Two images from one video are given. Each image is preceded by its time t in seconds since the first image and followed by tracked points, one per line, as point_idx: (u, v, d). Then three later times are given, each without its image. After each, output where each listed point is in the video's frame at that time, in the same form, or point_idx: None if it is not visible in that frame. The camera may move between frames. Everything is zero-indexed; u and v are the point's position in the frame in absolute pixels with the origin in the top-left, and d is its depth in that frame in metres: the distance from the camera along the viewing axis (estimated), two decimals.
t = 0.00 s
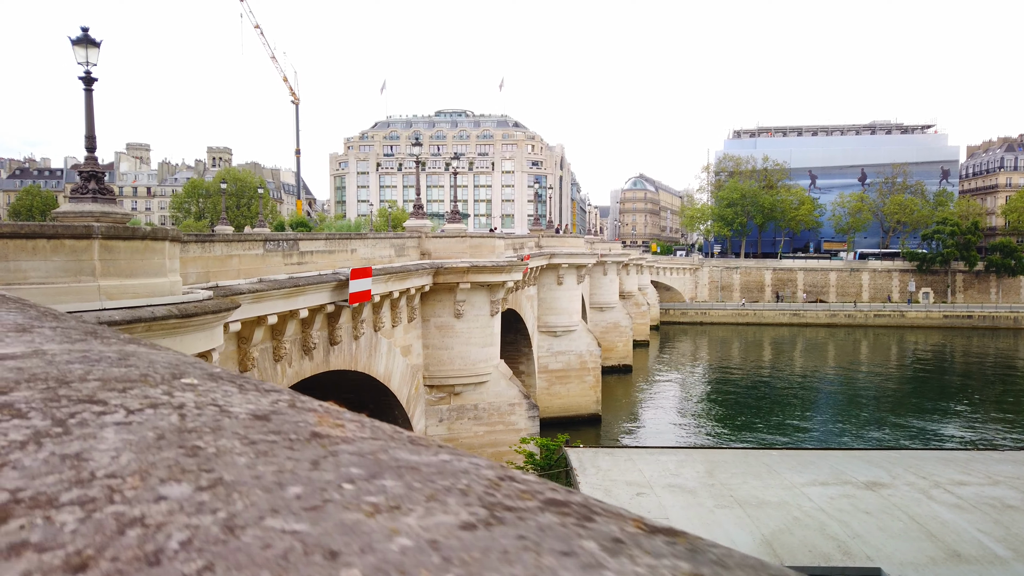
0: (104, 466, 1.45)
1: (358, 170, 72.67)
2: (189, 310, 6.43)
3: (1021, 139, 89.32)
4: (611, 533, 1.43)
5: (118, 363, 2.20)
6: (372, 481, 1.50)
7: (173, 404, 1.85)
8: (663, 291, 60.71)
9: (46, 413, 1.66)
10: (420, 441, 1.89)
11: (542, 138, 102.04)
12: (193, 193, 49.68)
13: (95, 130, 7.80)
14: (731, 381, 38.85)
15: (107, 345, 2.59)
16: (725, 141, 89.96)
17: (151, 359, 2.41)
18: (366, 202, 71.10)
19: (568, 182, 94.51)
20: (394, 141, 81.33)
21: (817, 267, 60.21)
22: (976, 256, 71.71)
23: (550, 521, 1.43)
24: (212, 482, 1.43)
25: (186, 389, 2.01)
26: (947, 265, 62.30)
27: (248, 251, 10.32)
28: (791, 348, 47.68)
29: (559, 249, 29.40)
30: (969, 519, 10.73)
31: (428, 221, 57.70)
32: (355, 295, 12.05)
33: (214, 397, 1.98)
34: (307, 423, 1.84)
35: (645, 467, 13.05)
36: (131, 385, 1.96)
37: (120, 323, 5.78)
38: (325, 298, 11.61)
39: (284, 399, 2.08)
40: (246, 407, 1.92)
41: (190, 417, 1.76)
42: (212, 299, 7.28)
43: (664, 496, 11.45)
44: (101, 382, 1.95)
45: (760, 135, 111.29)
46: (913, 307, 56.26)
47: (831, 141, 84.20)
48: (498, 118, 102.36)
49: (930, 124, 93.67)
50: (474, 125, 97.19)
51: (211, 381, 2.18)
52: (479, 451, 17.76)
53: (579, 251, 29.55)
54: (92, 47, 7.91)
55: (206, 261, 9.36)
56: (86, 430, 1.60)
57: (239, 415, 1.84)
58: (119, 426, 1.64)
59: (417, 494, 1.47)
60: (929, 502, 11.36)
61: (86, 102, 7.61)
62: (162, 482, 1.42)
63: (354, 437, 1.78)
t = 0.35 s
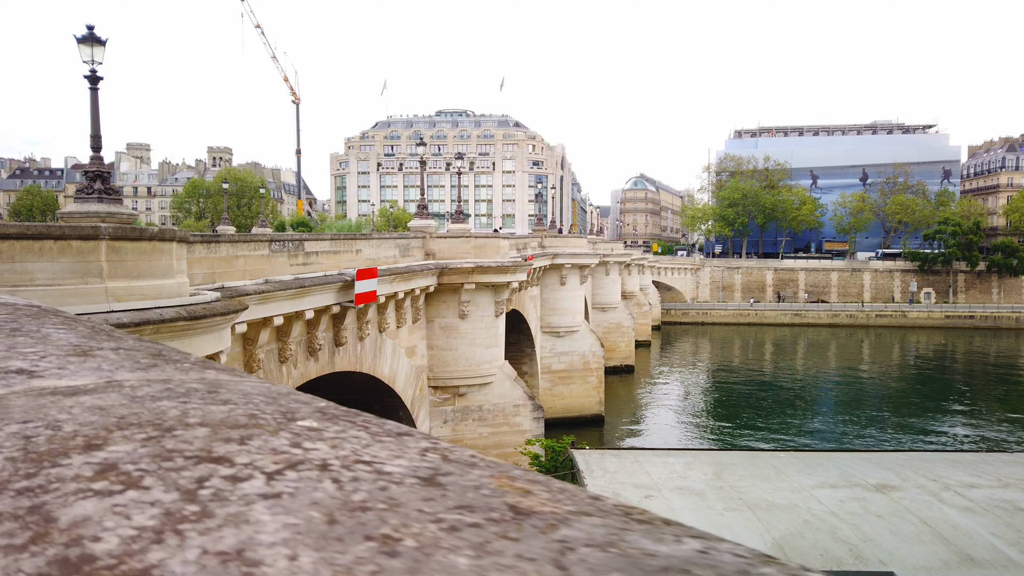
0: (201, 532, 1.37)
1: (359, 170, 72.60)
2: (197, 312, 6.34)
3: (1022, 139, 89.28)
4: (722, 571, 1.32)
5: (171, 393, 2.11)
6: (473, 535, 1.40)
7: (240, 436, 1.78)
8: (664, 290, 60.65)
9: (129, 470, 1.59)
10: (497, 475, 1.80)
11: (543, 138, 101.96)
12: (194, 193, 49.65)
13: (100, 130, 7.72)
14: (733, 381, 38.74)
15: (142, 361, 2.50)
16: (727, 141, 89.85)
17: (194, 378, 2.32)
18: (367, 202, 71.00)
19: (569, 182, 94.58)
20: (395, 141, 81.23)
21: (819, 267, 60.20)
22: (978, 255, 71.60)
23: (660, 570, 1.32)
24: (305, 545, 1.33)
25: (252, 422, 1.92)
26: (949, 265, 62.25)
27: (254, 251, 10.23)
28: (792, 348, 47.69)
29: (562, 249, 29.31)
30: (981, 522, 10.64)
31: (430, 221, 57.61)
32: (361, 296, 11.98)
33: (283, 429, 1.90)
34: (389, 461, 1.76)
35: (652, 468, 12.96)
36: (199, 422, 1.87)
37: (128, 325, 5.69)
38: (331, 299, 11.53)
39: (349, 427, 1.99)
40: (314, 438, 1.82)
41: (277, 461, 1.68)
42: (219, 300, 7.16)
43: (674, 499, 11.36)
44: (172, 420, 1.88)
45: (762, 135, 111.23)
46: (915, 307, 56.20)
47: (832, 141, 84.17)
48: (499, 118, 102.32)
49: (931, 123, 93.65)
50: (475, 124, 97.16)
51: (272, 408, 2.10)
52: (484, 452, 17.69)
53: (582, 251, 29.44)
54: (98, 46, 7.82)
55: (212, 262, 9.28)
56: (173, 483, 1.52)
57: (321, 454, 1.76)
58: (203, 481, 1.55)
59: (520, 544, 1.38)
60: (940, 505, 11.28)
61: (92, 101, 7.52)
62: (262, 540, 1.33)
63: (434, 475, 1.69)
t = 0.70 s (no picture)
0: (267, 529, 1.24)
1: (360, 173, 72.64)
2: (209, 317, 6.25)
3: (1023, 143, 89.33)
4: None
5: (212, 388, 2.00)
6: (561, 540, 1.27)
7: (428, 503, 1.37)
8: (665, 294, 60.63)
9: (184, 461, 1.48)
10: (565, 475, 1.68)
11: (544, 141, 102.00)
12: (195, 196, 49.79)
13: (109, 131, 7.64)
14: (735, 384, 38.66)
15: (173, 357, 2.39)
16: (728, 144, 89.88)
17: (230, 376, 2.21)
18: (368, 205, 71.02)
19: (570, 185, 94.73)
20: (396, 144, 81.30)
21: (820, 270, 60.19)
22: (979, 259, 71.54)
23: None
24: (378, 545, 1.20)
25: (303, 420, 1.80)
26: (951, 269, 62.25)
27: (261, 255, 10.14)
28: (793, 351, 47.74)
29: (566, 252, 29.22)
30: (995, 529, 10.52)
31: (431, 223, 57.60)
32: (368, 300, 11.89)
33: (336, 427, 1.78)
34: (454, 462, 1.64)
35: (662, 474, 12.86)
36: (249, 418, 1.75)
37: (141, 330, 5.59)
38: (338, 303, 11.46)
39: (403, 428, 1.87)
40: (516, 506, 1.39)
41: (336, 455, 1.56)
42: (229, 304, 7.06)
43: (684, 505, 11.26)
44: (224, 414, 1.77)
45: (763, 139, 111.30)
46: (917, 310, 56.16)
47: (833, 144, 84.24)
48: (501, 121, 102.45)
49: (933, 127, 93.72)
50: (476, 127, 97.23)
51: (318, 406, 1.98)
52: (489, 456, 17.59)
53: (586, 254, 29.35)
54: (107, 47, 7.74)
55: (220, 266, 9.19)
56: (305, 535, 1.23)
57: (383, 451, 1.64)
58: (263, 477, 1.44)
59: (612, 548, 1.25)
60: (952, 511, 11.18)
61: (100, 103, 7.44)
62: (336, 541, 1.21)
63: (503, 477, 1.57)
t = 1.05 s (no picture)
0: (358, 572, 1.17)
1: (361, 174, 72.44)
2: (221, 318, 6.15)
3: None
4: None
5: (258, 404, 1.92)
6: None
7: None
8: (667, 295, 60.37)
9: (343, 501, 1.40)
10: (791, 517, 1.51)
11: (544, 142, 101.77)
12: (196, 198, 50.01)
13: (118, 131, 7.55)
14: (737, 386, 38.54)
15: (205, 366, 2.31)
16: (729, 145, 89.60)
17: (269, 387, 2.12)
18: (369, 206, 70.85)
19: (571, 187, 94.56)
20: (397, 144, 81.07)
21: (823, 272, 59.96)
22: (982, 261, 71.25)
23: None
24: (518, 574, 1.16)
25: (362, 438, 1.73)
26: (953, 271, 62.01)
27: (268, 256, 10.04)
28: (795, 354, 47.48)
29: (570, 254, 29.13)
30: (1010, 534, 10.42)
31: (432, 224, 57.36)
32: (375, 302, 11.81)
33: (396, 445, 1.71)
34: (664, 503, 1.49)
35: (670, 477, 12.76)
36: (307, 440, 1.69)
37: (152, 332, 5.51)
38: (345, 305, 11.36)
39: (465, 442, 1.79)
40: None
41: (525, 496, 1.45)
42: (239, 305, 6.97)
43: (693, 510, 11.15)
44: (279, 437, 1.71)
45: (764, 140, 111.00)
46: (919, 312, 55.90)
47: (835, 145, 84.08)
48: (501, 121, 102.23)
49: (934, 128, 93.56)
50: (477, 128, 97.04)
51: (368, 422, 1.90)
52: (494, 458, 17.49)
53: (589, 256, 29.24)
54: (115, 46, 7.65)
55: (228, 267, 9.09)
56: None
57: (454, 470, 1.57)
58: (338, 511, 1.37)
59: None
60: (965, 515, 11.08)
61: (108, 102, 7.34)
62: None
63: (737, 523, 1.41)
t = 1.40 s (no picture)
0: None
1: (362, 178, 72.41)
2: (229, 327, 6.02)
3: None
4: None
5: (355, 429, 1.74)
6: None
7: None
8: (669, 300, 60.27)
9: None
10: None
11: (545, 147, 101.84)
12: (197, 202, 50.16)
13: (122, 135, 7.42)
14: (739, 391, 38.41)
15: (241, 382, 2.13)
16: (730, 149, 89.73)
17: (347, 436, 1.69)
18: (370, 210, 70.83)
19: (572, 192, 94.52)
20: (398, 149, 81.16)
21: (824, 277, 59.87)
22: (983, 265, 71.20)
23: None
24: None
25: (540, 557, 1.17)
26: (955, 275, 61.95)
27: (274, 262, 9.92)
28: (797, 358, 47.36)
29: (573, 258, 29.04)
30: None
31: (434, 229, 57.28)
32: (381, 308, 11.67)
33: None
34: None
35: (678, 485, 12.61)
36: (425, 475, 1.49)
37: (159, 342, 5.38)
38: (351, 311, 11.23)
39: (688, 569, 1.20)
40: None
41: None
42: (246, 313, 6.83)
43: (705, 519, 10.98)
44: (394, 469, 1.51)
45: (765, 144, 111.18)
46: (921, 317, 55.79)
47: (836, 150, 84.16)
48: (502, 126, 102.37)
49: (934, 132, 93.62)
50: (478, 133, 97.18)
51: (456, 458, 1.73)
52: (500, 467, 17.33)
53: (592, 261, 29.15)
54: (121, 49, 7.53)
55: (233, 273, 8.96)
56: None
57: None
58: (457, 557, 1.15)
59: None
60: (980, 524, 10.92)
61: (114, 105, 7.22)
62: None
63: None
